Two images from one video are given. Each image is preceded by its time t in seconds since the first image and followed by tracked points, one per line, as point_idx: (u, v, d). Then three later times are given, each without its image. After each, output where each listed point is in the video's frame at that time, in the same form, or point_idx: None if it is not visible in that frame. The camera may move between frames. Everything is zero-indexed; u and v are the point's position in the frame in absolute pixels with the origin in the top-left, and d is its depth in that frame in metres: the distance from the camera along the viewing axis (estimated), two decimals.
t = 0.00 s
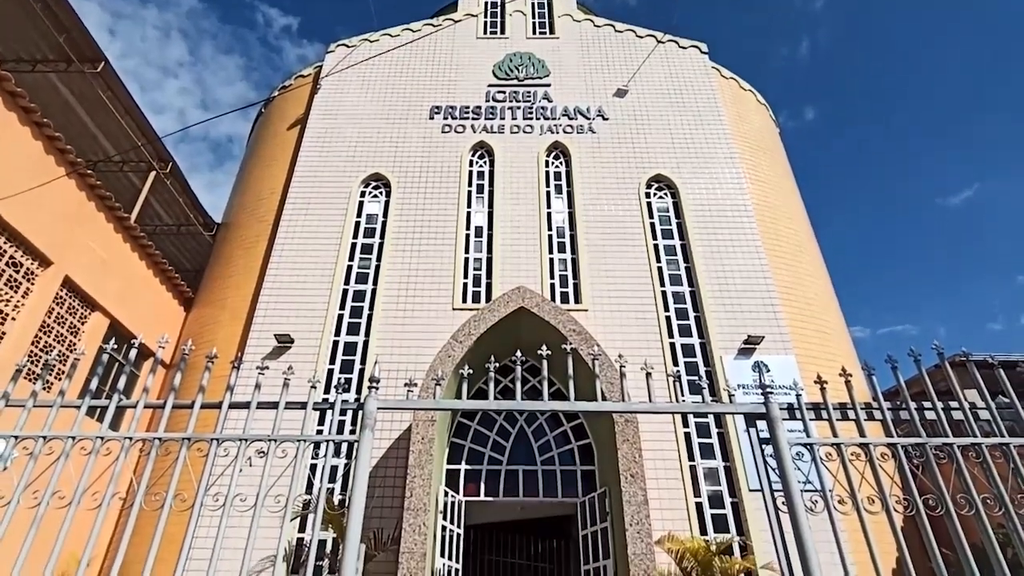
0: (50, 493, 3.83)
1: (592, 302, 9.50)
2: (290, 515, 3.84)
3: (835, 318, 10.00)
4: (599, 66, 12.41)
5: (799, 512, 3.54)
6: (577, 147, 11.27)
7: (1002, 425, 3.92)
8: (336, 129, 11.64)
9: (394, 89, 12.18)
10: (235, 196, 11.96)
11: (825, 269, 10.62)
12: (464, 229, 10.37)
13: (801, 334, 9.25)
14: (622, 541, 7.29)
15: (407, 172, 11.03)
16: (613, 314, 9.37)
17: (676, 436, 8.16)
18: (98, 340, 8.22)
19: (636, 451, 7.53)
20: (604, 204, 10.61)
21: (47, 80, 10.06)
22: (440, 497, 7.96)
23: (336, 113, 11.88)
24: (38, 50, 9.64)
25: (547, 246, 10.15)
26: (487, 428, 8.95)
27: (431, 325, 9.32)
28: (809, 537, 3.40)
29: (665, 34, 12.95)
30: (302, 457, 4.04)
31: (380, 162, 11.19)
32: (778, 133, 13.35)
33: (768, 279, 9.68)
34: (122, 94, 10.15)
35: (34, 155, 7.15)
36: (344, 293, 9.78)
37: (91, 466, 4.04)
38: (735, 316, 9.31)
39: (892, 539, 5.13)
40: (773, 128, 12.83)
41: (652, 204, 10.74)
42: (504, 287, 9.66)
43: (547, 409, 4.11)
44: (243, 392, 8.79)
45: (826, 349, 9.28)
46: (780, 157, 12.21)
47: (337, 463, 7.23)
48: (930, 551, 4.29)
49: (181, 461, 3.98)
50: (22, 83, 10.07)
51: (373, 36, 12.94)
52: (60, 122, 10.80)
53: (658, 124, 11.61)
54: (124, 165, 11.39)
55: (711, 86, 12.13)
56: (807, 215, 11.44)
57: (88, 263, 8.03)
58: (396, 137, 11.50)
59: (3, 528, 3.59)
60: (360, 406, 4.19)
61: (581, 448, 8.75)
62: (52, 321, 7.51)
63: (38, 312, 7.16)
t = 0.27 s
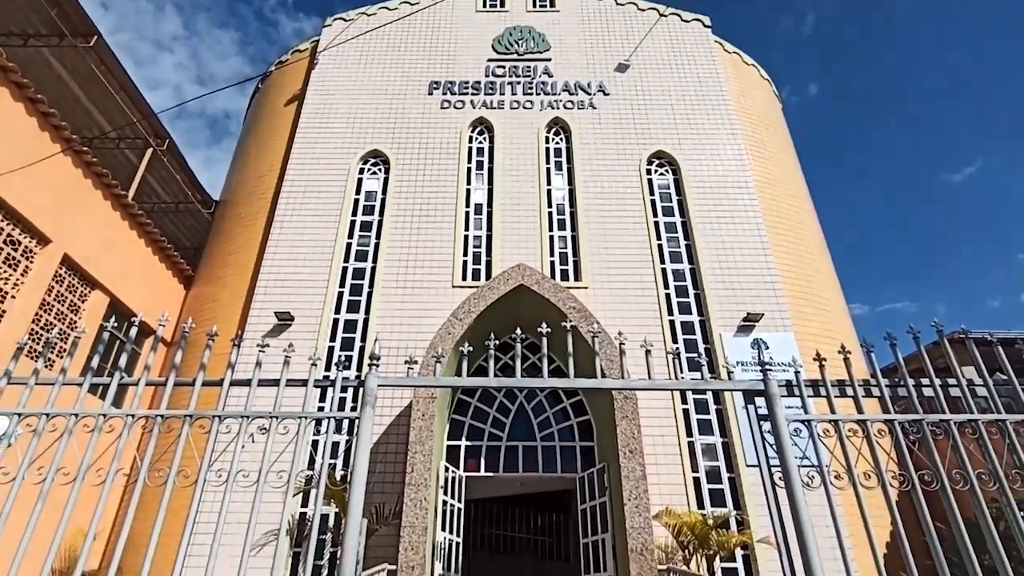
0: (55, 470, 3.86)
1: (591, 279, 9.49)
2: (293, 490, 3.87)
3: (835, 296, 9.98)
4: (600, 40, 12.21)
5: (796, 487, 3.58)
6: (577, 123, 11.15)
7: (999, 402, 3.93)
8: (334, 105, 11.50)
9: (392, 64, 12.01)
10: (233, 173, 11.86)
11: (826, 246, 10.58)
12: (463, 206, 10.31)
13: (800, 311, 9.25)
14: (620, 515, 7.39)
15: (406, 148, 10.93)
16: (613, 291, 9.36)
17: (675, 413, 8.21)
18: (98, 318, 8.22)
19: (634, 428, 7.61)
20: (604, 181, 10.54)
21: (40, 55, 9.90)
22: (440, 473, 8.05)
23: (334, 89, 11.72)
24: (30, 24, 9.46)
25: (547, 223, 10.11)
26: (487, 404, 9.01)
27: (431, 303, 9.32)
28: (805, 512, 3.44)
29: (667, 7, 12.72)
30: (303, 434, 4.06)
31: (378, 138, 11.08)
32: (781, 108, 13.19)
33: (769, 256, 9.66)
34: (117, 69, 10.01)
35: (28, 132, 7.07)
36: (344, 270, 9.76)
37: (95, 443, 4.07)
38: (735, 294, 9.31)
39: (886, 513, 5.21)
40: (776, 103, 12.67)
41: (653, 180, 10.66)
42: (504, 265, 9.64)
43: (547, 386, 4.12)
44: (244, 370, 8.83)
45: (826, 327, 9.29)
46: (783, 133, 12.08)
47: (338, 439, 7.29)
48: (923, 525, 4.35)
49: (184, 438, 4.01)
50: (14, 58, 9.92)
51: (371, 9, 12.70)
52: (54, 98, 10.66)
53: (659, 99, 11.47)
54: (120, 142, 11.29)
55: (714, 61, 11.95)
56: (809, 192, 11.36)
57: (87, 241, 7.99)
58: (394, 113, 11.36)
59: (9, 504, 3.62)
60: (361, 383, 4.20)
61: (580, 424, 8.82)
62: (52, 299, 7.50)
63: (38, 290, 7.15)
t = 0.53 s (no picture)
0: (59, 443, 3.90)
1: (591, 254, 9.47)
2: (295, 462, 3.91)
3: (835, 270, 9.96)
4: (602, 10, 11.97)
5: (792, 459, 3.62)
6: (578, 95, 11.00)
7: (996, 376, 3.95)
8: (331, 76, 11.33)
9: (390, 35, 11.79)
10: (230, 147, 11.74)
11: (827, 220, 10.52)
12: (462, 180, 10.23)
13: (800, 286, 9.25)
14: (619, 486, 7.51)
15: (404, 121, 10.80)
16: (613, 265, 9.35)
17: (674, 387, 8.27)
18: (98, 293, 8.23)
19: (633, 401, 7.69)
20: (605, 154, 10.43)
21: (31, 27, 9.70)
22: (441, 445, 8.13)
23: (330, 60, 11.53)
24: None
25: (547, 197, 10.04)
26: (487, 378, 9.07)
27: (431, 277, 9.31)
28: (800, 483, 3.49)
29: None
30: (304, 408, 4.09)
31: (376, 111, 10.94)
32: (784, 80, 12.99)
33: (769, 230, 9.62)
34: (109, 40, 9.83)
35: (22, 105, 6.98)
36: (343, 245, 9.73)
37: (98, 417, 4.11)
38: (735, 268, 9.30)
39: (882, 484, 5.28)
40: (780, 75, 12.48)
41: (654, 154, 10.56)
42: (504, 240, 9.61)
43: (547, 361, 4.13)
44: (245, 344, 8.87)
45: (825, 301, 9.29)
46: (786, 106, 11.92)
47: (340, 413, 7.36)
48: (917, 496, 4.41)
49: (186, 411, 4.04)
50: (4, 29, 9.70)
51: None
52: (46, 70, 10.49)
53: (661, 71, 11.30)
54: (114, 115, 11.17)
55: (718, 31, 11.74)
56: (811, 166, 11.25)
57: (84, 216, 7.95)
58: (392, 85, 11.20)
59: (15, 477, 3.66)
60: (361, 357, 4.22)
61: (579, 398, 8.89)
62: (51, 274, 7.49)
63: (36, 266, 7.14)
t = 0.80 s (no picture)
0: (62, 416, 3.92)
1: (591, 227, 9.43)
2: (297, 435, 3.95)
3: (837, 243, 9.91)
4: None
5: (789, 431, 3.65)
6: (579, 65, 10.82)
7: (994, 348, 3.96)
8: (328, 47, 11.13)
9: (387, 3, 11.55)
10: (226, 119, 11.58)
11: (830, 193, 10.44)
12: (462, 153, 10.12)
13: (800, 259, 9.21)
14: (617, 458, 7.60)
15: (402, 93, 10.65)
16: (613, 239, 9.32)
17: (673, 360, 8.31)
18: (97, 268, 8.21)
19: (632, 374, 7.75)
20: (606, 126, 10.31)
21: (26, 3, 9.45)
22: (441, 418, 8.20)
23: (327, 29, 11.31)
24: None
25: (547, 169, 9.95)
26: (487, 351, 9.11)
27: (430, 251, 9.29)
28: (797, 455, 3.52)
29: None
30: (305, 381, 4.11)
31: (374, 82, 10.78)
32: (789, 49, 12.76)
33: (771, 203, 9.56)
34: (100, 9, 9.64)
35: (13, 76, 6.87)
36: (342, 219, 9.68)
37: (100, 390, 4.13)
38: (736, 242, 9.26)
39: (877, 455, 5.34)
40: (784, 44, 12.26)
41: (655, 125, 10.43)
42: (504, 213, 9.55)
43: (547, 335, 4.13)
44: (245, 318, 8.88)
45: (826, 274, 9.26)
46: (790, 76, 11.72)
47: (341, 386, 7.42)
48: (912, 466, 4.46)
49: (188, 385, 4.05)
50: None
51: None
52: (37, 41, 10.27)
53: (664, 40, 11.10)
54: (107, 86, 11.02)
55: None
56: (815, 137, 11.11)
57: (81, 189, 7.89)
58: (390, 55, 11.01)
59: (20, 450, 3.70)
60: (361, 331, 4.22)
61: (579, 371, 8.95)
62: (50, 249, 7.47)
63: (34, 240, 7.11)
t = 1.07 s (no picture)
0: (65, 393, 3.94)
1: (592, 203, 9.38)
2: (298, 411, 3.97)
3: (838, 220, 9.84)
4: None
5: (786, 406, 3.68)
6: (579, 39, 10.65)
7: (993, 324, 3.97)
8: (324, 19, 10.94)
9: None
10: (221, 93, 11.43)
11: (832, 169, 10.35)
12: (461, 128, 10.02)
13: (801, 236, 9.17)
14: (616, 433, 7.67)
15: (400, 67, 10.50)
16: (613, 215, 9.28)
17: (672, 336, 8.34)
18: (96, 245, 8.18)
19: (631, 351, 7.81)
20: (606, 101, 10.19)
21: None
22: (442, 394, 8.25)
23: (323, 1, 11.11)
24: None
25: (547, 145, 9.86)
26: (487, 328, 9.14)
27: (430, 228, 9.25)
28: (794, 430, 3.55)
29: None
30: (306, 358, 4.12)
31: (372, 56, 10.62)
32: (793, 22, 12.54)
33: (772, 180, 9.49)
34: None
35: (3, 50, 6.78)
36: (341, 195, 9.62)
37: (102, 367, 4.14)
38: (736, 218, 9.22)
39: (873, 430, 5.38)
40: (789, 16, 12.04)
41: (657, 100, 10.31)
42: (503, 189, 9.49)
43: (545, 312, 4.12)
44: (245, 295, 8.89)
45: (827, 251, 9.22)
46: (794, 49, 11.53)
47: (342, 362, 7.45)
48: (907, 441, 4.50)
49: (189, 362, 4.06)
50: None
51: None
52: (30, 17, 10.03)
53: (666, 13, 10.91)
54: (100, 60, 10.89)
55: None
56: (818, 112, 10.98)
57: (77, 166, 7.83)
58: (387, 29, 10.84)
59: (23, 426, 3.72)
60: (361, 308, 4.22)
61: (578, 347, 8.99)
62: (47, 226, 7.44)
63: (32, 217, 7.08)
